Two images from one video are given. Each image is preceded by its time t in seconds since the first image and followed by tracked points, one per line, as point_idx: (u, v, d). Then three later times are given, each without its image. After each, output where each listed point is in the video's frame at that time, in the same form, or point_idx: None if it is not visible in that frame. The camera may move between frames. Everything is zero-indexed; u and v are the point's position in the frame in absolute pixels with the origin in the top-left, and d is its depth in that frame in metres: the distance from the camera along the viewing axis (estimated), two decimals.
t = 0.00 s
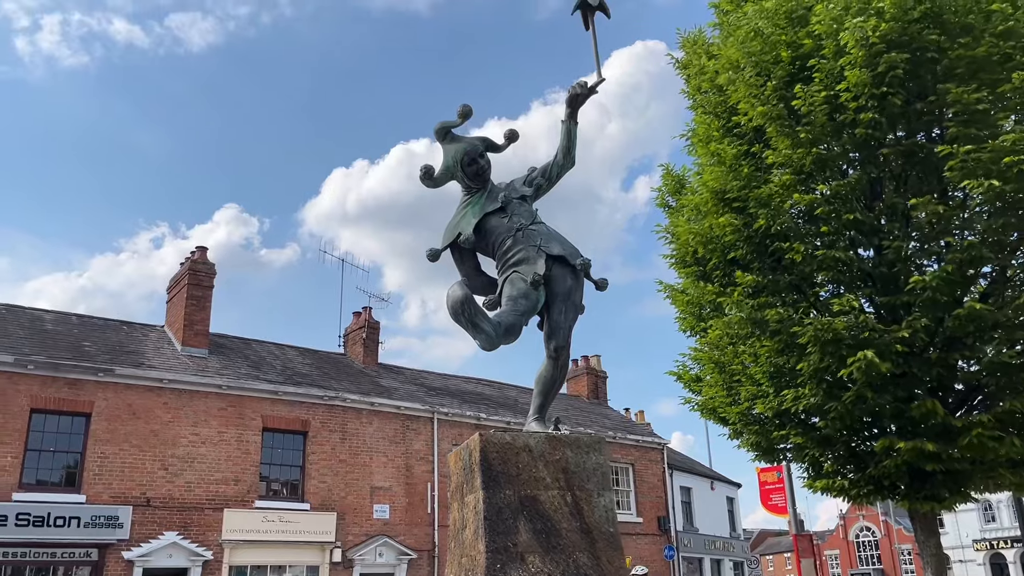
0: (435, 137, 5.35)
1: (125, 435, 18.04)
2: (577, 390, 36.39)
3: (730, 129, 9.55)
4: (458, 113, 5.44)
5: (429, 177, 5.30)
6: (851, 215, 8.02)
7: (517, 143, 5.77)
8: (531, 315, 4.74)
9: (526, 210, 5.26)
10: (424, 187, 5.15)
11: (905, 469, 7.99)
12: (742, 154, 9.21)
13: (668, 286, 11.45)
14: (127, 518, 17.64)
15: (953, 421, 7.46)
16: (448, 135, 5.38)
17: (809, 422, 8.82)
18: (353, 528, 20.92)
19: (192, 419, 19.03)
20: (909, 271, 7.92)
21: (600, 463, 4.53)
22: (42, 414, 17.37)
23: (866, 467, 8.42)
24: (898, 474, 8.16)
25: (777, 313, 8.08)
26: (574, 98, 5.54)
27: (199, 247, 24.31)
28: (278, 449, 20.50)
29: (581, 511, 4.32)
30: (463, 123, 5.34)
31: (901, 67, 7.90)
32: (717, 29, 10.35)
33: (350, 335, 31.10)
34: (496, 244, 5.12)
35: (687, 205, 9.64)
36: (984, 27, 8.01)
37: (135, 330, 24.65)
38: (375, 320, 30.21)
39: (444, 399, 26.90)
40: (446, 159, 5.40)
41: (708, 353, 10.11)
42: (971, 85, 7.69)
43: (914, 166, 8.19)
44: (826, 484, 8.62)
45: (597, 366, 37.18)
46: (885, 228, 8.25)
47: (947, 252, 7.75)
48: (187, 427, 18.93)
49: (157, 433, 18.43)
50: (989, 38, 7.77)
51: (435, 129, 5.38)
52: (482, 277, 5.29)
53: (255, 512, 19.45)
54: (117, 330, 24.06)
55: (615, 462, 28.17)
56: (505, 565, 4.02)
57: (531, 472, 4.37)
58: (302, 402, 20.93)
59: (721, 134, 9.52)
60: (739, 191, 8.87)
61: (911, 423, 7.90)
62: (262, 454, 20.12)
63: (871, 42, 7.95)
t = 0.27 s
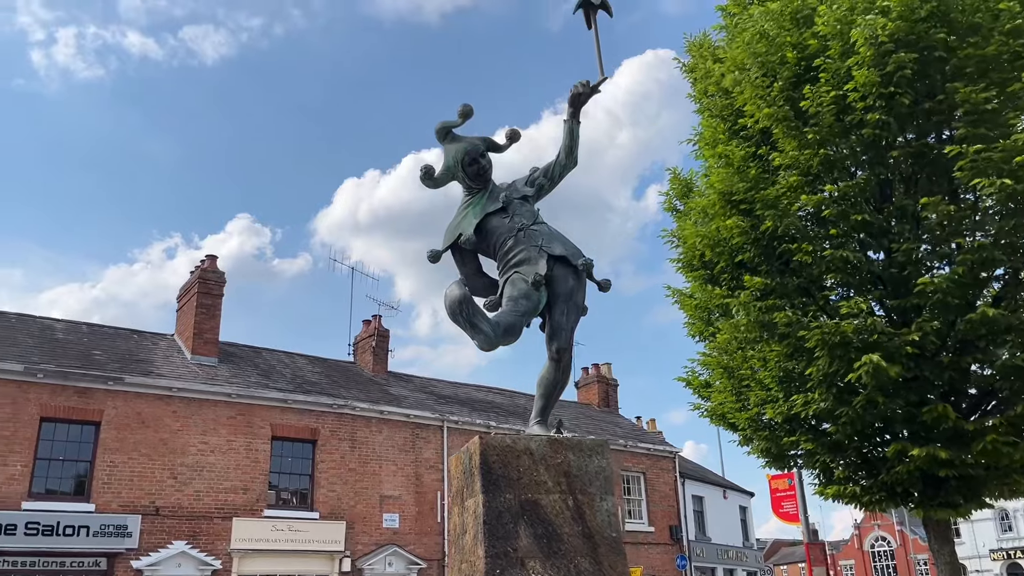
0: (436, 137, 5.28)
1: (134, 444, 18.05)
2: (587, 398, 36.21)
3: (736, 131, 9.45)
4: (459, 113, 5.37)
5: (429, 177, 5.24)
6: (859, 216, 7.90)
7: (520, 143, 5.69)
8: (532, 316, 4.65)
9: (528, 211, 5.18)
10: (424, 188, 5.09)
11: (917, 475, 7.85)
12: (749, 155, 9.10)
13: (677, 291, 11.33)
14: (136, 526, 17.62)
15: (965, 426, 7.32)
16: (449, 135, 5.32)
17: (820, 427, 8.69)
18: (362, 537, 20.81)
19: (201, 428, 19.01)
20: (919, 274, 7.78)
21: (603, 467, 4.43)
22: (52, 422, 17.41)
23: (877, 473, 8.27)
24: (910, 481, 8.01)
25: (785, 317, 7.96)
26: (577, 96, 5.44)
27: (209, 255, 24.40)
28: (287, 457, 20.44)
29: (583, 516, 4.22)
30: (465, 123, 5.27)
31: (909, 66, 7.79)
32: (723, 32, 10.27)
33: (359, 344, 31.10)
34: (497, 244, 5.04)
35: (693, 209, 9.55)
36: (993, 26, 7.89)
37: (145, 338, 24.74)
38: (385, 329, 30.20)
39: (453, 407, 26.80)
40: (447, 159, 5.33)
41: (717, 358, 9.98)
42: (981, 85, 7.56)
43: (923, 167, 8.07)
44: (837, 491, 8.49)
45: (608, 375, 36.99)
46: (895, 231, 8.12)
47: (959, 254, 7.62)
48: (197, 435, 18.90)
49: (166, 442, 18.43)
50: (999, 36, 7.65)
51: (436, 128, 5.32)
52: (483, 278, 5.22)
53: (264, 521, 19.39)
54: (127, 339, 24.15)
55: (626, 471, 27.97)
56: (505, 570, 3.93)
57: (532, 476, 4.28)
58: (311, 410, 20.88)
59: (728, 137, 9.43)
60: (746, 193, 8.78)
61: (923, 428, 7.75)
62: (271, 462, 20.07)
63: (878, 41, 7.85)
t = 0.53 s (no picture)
0: (431, 136, 5.17)
1: (144, 453, 18.00)
2: (599, 407, 35.94)
3: (743, 132, 9.29)
4: (455, 111, 5.25)
5: (424, 177, 5.11)
6: (869, 217, 7.71)
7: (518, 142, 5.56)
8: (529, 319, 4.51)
9: (526, 211, 5.05)
10: (418, 187, 4.97)
11: (932, 482, 7.63)
12: (756, 156, 8.94)
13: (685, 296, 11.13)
14: (146, 536, 17.55)
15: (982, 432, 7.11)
16: (444, 134, 5.19)
17: (831, 434, 8.48)
18: (372, 547, 20.62)
19: (211, 437, 18.95)
20: (932, 276, 7.59)
21: (602, 473, 4.29)
22: (62, 432, 17.38)
23: (892, 480, 8.05)
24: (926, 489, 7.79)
25: (793, 320, 7.78)
26: (576, 94, 5.31)
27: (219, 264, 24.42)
28: (297, 467, 20.32)
29: (581, 524, 4.08)
30: (460, 121, 5.15)
31: (919, 63, 7.63)
32: (730, 32, 10.12)
33: (370, 352, 31.03)
34: (494, 245, 4.91)
35: (700, 211, 9.38)
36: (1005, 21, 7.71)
37: (156, 347, 24.77)
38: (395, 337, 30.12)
39: (464, 416, 26.65)
40: (442, 158, 5.21)
41: (727, 364, 9.78)
42: (993, 81, 7.38)
43: (935, 167, 7.88)
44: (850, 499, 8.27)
45: (620, 383, 36.73)
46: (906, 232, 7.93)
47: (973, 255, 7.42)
48: (206, 445, 18.83)
49: (176, 451, 18.37)
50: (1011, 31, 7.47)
51: (431, 127, 5.20)
52: (481, 280, 5.09)
53: (273, 530, 19.27)
54: (138, 348, 24.19)
55: (638, 480, 27.68)
56: None
57: (528, 483, 4.14)
58: (320, 419, 20.76)
59: (734, 138, 9.26)
60: (753, 194, 8.61)
61: (939, 435, 7.53)
62: (281, 472, 19.95)
63: (887, 38, 7.70)
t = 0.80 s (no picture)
0: (426, 138, 5.04)
1: (157, 464, 17.97)
2: (615, 416, 35.64)
3: (752, 133, 9.11)
4: (450, 111, 5.12)
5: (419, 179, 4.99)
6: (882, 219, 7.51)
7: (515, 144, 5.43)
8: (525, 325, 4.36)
9: (523, 213, 4.91)
10: (412, 190, 4.84)
11: (950, 492, 7.39)
12: (765, 158, 8.76)
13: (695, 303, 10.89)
14: (159, 548, 17.51)
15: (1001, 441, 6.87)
16: (439, 135, 5.07)
17: (845, 442, 8.24)
18: (386, 558, 20.43)
19: (224, 448, 18.89)
20: (946, 279, 7.38)
21: (600, 483, 4.13)
22: (75, 443, 17.38)
23: (908, 490, 7.81)
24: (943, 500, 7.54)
25: (804, 326, 7.57)
26: (574, 94, 5.18)
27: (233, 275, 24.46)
28: (310, 477, 20.19)
29: (577, 536, 3.92)
30: (455, 121, 5.02)
31: (929, 61, 7.45)
32: (738, 33, 9.96)
33: (383, 362, 30.96)
34: (490, 248, 4.77)
35: (708, 215, 9.20)
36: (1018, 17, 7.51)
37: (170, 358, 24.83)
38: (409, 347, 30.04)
39: (477, 426, 26.48)
40: (437, 160, 5.09)
41: (738, 371, 9.55)
42: (1007, 78, 7.18)
43: (947, 167, 7.68)
44: (865, 509, 8.03)
45: (635, 392, 36.43)
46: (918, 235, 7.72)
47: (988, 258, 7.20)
48: (219, 455, 18.77)
49: (189, 462, 18.31)
50: None
51: (425, 129, 5.07)
52: (477, 285, 4.95)
53: (286, 542, 19.16)
54: (152, 359, 24.25)
55: (655, 490, 27.38)
56: None
57: (523, 493, 3.99)
58: (333, 429, 20.65)
59: (742, 140, 9.09)
60: (761, 197, 8.44)
61: (956, 443, 7.30)
62: (294, 482, 19.83)
63: (896, 36, 7.54)
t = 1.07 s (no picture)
0: (416, 136, 4.98)
1: (177, 473, 18.04)
2: (634, 423, 35.34)
3: (759, 131, 8.98)
4: (440, 110, 5.06)
5: (409, 179, 4.92)
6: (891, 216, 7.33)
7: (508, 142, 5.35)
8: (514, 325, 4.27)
9: (514, 212, 4.82)
10: (402, 189, 4.77)
11: (967, 497, 7.16)
12: (771, 156, 8.62)
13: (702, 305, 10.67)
14: (178, 556, 17.56)
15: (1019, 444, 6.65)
16: (430, 134, 5.00)
17: (859, 446, 8.04)
18: (405, 567, 20.29)
19: (242, 457, 18.90)
20: (958, 277, 7.19)
21: (591, 486, 4.02)
22: (96, 453, 17.49)
23: (924, 496, 7.59)
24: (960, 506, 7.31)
25: (813, 326, 7.40)
26: (567, 90, 5.08)
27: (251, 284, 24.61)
28: (328, 486, 20.11)
29: (567, 541, 3.81)
30: (446, 120, 4.95)
31: (938, 53, 7.29)
32: (745, 30, 9.83)
33: (401, 370, 30.98)
34: (480, 248, 4.69)
35: (715, 215, 9.06)
36: None
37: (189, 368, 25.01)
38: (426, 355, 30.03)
39: (495, 434, 26.34)
40: (428, 160, 5.02)
41: (750, 375, 9.37)
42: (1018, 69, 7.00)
43: (958, 162, 7.50)
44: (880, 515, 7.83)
45: (655, 399, 36.12)
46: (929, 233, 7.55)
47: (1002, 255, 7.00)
48: (238, 464, 18.79)
49: (207, 471, 18.35)
50: None
51: (415, 127, 5.01)
52: (470, 285, 4.87)
53: (305, 550, 19.10)
54: (172, 369, 24.44)
55: (675, 498, 27.08)
56: None
57: (512, 497, 3.88)
58: (351, 438, 20.60)
59: (749, 138, 8.95)
60: (768, 195, 8.30)
61: (972, 446, 7.08)
62: (312, 491, 19.76)
63: (903, 28, 7.39)
